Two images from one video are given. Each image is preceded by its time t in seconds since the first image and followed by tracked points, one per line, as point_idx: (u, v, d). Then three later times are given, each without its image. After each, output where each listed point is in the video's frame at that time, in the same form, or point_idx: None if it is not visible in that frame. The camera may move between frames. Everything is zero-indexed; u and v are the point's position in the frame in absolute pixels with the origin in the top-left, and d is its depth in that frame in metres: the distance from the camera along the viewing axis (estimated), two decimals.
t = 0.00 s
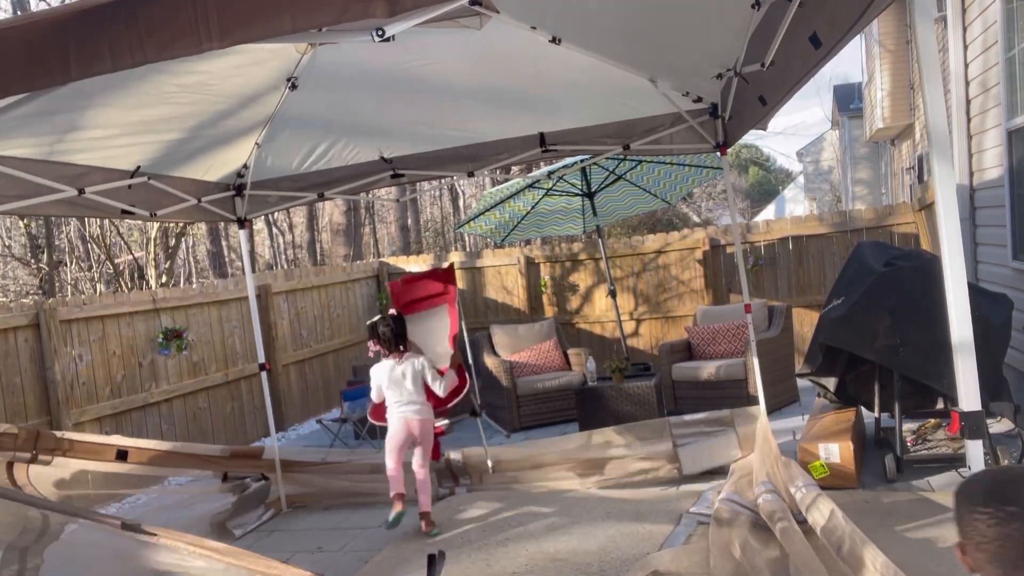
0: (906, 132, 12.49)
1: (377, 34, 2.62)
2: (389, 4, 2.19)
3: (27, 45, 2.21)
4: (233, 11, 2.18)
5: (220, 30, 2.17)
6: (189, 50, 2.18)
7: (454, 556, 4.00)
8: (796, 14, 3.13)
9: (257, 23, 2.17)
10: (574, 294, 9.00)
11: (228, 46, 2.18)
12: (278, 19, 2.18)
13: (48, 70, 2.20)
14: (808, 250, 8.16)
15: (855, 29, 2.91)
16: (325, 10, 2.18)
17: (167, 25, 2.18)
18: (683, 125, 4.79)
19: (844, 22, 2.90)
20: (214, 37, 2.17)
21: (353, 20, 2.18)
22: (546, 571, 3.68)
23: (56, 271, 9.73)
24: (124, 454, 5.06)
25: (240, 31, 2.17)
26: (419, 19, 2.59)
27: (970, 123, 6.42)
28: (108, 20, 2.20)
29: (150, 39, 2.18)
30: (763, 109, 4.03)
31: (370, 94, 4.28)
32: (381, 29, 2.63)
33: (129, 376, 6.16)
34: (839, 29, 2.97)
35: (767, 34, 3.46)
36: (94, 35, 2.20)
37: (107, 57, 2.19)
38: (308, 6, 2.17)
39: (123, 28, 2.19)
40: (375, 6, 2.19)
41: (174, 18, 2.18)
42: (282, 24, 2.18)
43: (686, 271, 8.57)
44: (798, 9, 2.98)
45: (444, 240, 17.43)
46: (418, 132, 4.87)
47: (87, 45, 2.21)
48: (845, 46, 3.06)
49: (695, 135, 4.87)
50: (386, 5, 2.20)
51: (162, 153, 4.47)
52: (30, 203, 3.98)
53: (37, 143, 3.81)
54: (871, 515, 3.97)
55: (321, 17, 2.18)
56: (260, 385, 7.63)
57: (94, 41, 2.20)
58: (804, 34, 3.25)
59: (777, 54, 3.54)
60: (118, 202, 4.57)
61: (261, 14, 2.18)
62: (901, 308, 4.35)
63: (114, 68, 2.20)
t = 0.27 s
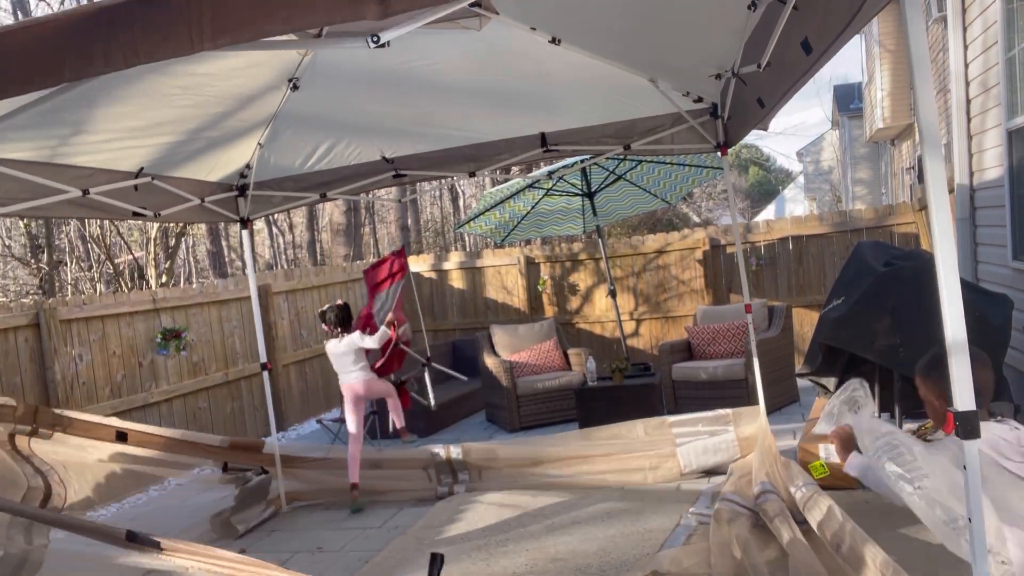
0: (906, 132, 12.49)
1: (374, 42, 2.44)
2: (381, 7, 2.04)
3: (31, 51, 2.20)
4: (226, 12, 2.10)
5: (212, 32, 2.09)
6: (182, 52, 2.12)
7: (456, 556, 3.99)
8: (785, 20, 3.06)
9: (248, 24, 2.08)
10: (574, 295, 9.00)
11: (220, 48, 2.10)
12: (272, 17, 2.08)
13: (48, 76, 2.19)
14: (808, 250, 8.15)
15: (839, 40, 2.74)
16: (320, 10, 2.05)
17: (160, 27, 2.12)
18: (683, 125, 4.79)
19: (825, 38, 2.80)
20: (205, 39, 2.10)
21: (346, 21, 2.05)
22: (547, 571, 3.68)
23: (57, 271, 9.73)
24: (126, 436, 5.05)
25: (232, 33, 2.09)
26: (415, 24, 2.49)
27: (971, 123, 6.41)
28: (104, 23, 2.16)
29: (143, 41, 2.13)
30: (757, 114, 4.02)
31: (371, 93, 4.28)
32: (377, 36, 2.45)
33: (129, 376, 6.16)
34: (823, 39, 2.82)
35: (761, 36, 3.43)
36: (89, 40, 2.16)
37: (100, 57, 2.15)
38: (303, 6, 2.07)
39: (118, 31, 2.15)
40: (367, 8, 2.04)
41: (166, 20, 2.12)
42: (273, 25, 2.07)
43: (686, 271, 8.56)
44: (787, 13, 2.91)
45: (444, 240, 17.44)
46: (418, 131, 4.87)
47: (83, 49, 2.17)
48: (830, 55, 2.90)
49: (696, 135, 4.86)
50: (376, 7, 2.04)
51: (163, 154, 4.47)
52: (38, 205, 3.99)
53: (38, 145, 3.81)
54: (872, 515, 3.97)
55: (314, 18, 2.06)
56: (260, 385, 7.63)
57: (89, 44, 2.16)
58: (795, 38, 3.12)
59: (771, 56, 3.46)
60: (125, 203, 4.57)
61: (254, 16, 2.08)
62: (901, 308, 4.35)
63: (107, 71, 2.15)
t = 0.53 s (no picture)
0: (907, 133, 12.48)
1: (357, 42, 2.44)
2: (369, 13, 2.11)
3: (19, 61, 2.23)
4: (213, 21, 2.14)
5: (200, 41, 2.14)
6: (169, 61, 2.16)
7: (452, 556, 4.00)
8: (776, 19, 3.05)
9: (235, 32, 2.14)
10: (574, 295, 9.00)
11: (208, 55, 2.15)
12: (258, 30, 2.14)
13: (34, 86, 2.22)
14: (808, 250, 8.15)
15: (826, 40, 2.73)
16: (306, 19, 2.13)
17: (147, 36, 2.16)
18: (680, 125, 4.78)
19: (813, 36, 2.78)
20: (193, 47, 2.14)
21: (332, 28, 2.12)
22: (544, 571, 3.68)
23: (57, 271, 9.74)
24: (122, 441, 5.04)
25: (219, 41, 2.14)
26: (402, 23, 2.43)
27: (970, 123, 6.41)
28: (90, 32, 2.19)
29: (131, 50, 2.17)
30: (749, 114, 4.03)
31: (367, 93, 4.28)
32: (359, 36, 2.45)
33: (129, 376, 6.17)
34: (809, 37, 2.81)
35: (754, 34, 3.42)
36: (75, 49, 2.19)
37: (87, 68, 2.18)
38: (289, 14, 2.13)
39: (105, 40, 2.18)
40: (353, 15, 2.11)
41: (153, 29, 2.16)
42: (260, 35, 2.13)
43: (686, 271, 8.56)
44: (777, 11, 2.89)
45: (445, 240, 17.44)
46: (416, 132, 4.87)
47: (70, 59, 2.20)
48: (820, 53, 2.89)
49: (690, 135, 4.86)
50: (364, 12, 2.11)
51: (161, 155, 4.47)
52: (23, 205, 3.95)
53: (34, 146, 3.81)
54: (869, 516, 3.97)
55: (301, 27, 2.13)
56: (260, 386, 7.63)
57: (76, 53, 2.19)
58: (784, 39, 3.12)
59: (764, 54, 3.44)
60: (108, 204, 4.52)
61: (240, 24, 2.13)
62: (900, 309, 4.35)
63: (96, 81, 2.18)
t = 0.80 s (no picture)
0: (906, 133, 12.48)
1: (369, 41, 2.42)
2: (381, 11, 2.16)
3: (26, 62, 2.17)
4: (228, 19, 2.15)
5: (216, 39, 2.14)
6: (183, 59, 2.15)
7: (455, 556, 4.00)
8: (781, 19, 3.05)
9: (250, 30, 2.15)
10: (574, 295, 9.00)
11: (224, 54, 2.15)
12: (272, 27, 2.16)
13: (45, 86, 2.17)
14: (808, 251, 8.16)
15: (832, 39, 2.71)
16: (318, 18, 2.16)
17: (162, 34, 2.14)
18: (681, 125, 4.79)
19: (819, 36, 2.78)
20: (209, 45, 2.14)
21: (345, 27, 2.16)
22: (547, 572, 3.67)
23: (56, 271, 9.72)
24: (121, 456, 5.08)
25: (234, 39, 2.15)
26: (413, 22, 2.43)
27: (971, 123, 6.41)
28: (101, 30, 2.16)
29: (145, 48, 2.15)
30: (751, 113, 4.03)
31: (369, 93, 4.27)
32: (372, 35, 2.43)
33: (129, 376, 6.16)
34: (815, 36, 2.80)
35: (757, 34, 3.43)
36: (89, 47, 2.16)
37: (103, 67, 2.15)
38: (303, 13, 2.16)
39: (117, 39, 2.15)
40: (367, 14, 2.15)
41: (166, 27, 2.14)
42: (274, 33, 2.15)
43: (686, 271, 8.56)
44: (782, 11, 2.89)
45: (444, 240, 17.44)
46: (417, 131, 4.87)
47: (82, 58, 2.16)
48: (824, 53, 2.89)
49: (692, 135, 4.86)
50: (377, 11, 2.16)
51: (163, 155, 4.47)
52: (32, 204, 3.97)
53: (37, 147, 3.81)
54: (872, 515, 3.97)
55: (313, 26, 2.16)
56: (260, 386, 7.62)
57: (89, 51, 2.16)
58: (790, 37, 3.09)
59: (769, 53, 3.44)
60: (115, 203, 4.53)
61: (255, 22, 2.15)
62: (901, 308, 4.35)
63: (111, 80, 2.15)
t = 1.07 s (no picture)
0: (907, 133, 12.48)
1: (357, 42, 2.41)
2: (371, 15, 2.20)
3: (13, 63, 2.15)
4: (218, 23, 2.15)
5: (206, 44, 2.15)
6: (173, 63, 2.15)
7: (454, 557, 4.00)
8: (779, 20, 3.04)
9: (240, 35, 2.15)
10: (574, 295, 9.00)
11: (215, 56, 2.16)
12: (261, 31, 2.17)
13: (34, 89, 2.15)
14: (808, 251, 8.15)
15: (829, 39, 2.72)
16: (307, 21, 2.18)
17: (152, 38, 2.14)
18: (679, 125, 4.78)
19: (818, 37, 2.78)
20: (199, 50, 2.15)
21: (335, 31, 2.19)
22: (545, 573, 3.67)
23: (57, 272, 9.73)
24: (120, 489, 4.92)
25: (224, 44, 2.15)
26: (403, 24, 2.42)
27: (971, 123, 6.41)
28: (89, 33, 2.15)
29: (134, 52, 2.14)
30: (749, 114, 4.03)
31: (367, 94, 4.27)
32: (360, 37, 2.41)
33: (129, 376, 6.16)
34: (813, 35, 2.80)
35: (754, 35, 3.43)
36: (77, 48, 2.15)
37: (93, 70, 2.14)
38: (293, 17, 2.18)
39: (107, 42, 2.15)
40: (357, 17, 2.19)
41: (156, 30, 2.14)
42: (263, 35, 2.16)
43: (686, 271, 8.56)
44: (780, 11, 2.88)
45: (445, 240, 17.45)
46: (416, 132, 4.87)
47: (70, 60, 2.15)
48: (822, 54, 2.88)
49: (690, 135, 4.86)
50: (367, 14, 2.19)
51: (161, 156, 4.47)
52: (25, 207, 3.97)
53: (35, 149, 3.81)
54: (870, 516, 3.97)
55: (302, 29, 2.18)
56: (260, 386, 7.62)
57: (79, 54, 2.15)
58: (790, 36, 3.06)
59: (766, 53, 3.44)
60: (108, 204, 4.52)
61: (244, 26, 2.15)
62: (900, 309, 4.35)
63: (101, 83, 2.15)
